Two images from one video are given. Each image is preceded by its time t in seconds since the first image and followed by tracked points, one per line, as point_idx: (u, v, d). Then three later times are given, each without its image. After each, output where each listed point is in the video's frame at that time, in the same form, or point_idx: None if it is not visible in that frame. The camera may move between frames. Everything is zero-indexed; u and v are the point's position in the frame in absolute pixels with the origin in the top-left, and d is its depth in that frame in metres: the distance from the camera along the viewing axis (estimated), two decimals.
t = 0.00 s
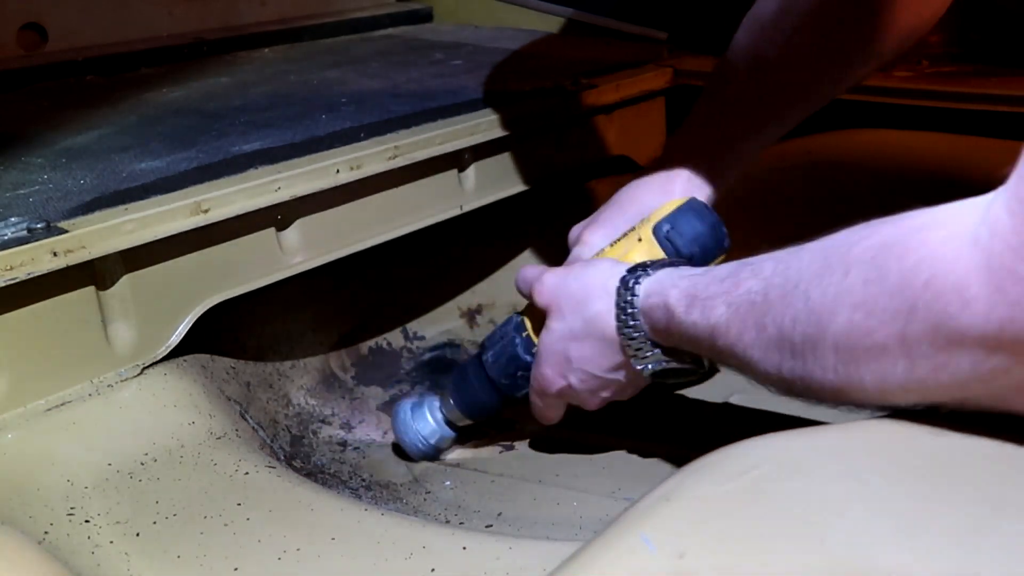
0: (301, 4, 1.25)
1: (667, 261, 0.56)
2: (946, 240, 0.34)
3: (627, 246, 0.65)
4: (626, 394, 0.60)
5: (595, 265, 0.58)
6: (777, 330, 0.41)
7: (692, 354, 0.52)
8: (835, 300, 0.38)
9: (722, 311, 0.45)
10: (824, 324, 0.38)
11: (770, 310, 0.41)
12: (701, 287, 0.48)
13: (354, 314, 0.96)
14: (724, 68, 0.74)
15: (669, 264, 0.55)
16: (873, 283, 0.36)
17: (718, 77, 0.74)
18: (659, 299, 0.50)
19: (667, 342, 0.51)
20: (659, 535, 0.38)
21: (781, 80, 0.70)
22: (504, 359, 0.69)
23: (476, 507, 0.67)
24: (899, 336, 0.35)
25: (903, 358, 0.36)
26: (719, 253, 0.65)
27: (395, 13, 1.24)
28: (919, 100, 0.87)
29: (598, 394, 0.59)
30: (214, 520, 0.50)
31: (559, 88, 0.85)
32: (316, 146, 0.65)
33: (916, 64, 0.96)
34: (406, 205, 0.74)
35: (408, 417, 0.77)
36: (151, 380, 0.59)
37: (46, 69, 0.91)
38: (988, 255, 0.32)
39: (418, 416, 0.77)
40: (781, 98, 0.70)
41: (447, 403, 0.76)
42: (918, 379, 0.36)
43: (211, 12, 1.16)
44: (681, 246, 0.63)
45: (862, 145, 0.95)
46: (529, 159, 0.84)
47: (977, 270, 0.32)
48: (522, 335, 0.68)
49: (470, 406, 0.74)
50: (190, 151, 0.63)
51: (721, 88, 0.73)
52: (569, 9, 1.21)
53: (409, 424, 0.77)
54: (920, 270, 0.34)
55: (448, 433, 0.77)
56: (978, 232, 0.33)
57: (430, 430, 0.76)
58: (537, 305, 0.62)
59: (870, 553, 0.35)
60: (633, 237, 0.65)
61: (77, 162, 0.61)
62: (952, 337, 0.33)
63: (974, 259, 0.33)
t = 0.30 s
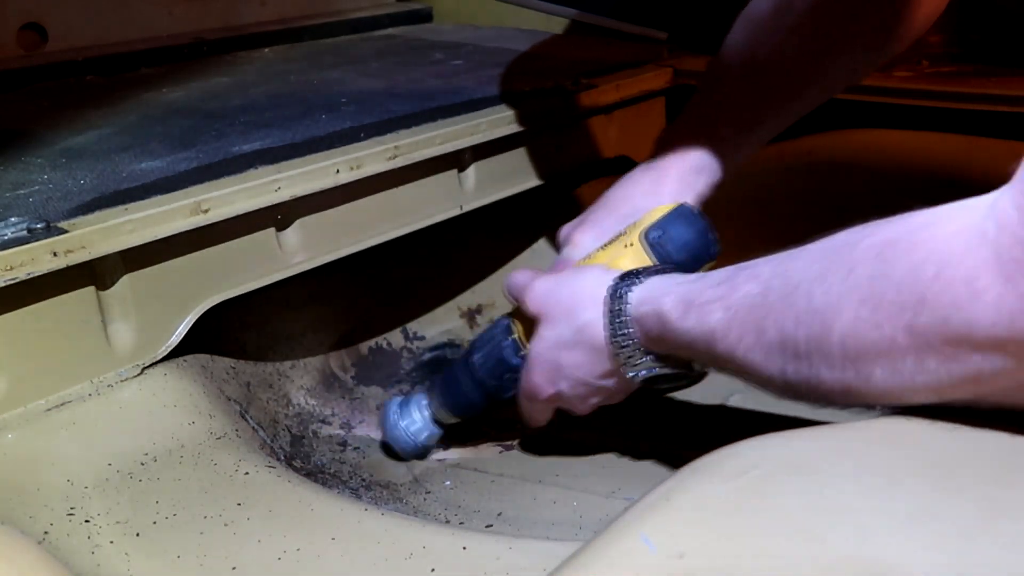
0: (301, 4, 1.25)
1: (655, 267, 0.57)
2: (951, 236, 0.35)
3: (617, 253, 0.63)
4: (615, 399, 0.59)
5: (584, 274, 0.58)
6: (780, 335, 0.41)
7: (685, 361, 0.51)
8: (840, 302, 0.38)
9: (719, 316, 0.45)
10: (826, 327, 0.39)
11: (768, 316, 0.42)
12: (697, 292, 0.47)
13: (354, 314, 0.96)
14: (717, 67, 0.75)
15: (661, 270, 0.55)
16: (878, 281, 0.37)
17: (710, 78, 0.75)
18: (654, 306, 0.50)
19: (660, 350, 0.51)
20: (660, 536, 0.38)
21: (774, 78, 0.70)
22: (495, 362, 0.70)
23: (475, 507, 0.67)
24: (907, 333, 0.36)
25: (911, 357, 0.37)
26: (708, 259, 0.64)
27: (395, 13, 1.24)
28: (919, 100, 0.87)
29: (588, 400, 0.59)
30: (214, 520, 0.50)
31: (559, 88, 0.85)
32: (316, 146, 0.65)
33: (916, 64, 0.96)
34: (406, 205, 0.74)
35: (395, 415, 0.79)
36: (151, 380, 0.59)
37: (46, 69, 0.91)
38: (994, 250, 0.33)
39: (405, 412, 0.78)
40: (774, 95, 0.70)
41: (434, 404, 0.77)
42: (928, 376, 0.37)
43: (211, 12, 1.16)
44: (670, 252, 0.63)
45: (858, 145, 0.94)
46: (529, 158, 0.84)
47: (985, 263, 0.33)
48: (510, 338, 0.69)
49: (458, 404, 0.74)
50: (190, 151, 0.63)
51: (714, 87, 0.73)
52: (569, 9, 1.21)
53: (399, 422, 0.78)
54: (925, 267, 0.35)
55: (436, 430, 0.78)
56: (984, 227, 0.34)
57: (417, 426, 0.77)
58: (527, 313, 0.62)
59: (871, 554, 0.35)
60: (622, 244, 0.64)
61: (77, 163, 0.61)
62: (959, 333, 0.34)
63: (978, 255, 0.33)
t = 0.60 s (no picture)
0: (301, 4, 1.25)
1: (627, 275, 0.56)
2: (928, 265, 0.35)
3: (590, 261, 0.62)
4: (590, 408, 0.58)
5: (554, 281, 0.57)
6: (760, 353, 0.41)
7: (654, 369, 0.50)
8: (823, 327, 0.38)
9: (697, 335, 0.44)
10: (808, 352, 0.39)
11: (747, 337, 0.42)
12: (665, 306, 0.47)
13: (354, 313, 0.96)
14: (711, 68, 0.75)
15: (628, 279, 0.54)
16: (857, 310, 0.37)
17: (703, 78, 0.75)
18: (622, 316, 0.49)
19: (632, 359, 0.50)
20: (660, 535, 0.37)
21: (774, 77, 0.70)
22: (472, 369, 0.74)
23: (476, 507, 0.67)
24: (889, 357, 0.36)
25: (898, 382, 0.37)
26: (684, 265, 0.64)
27: (395, 13, 1.24)
28: (919, 100, 0.88)
29: (560, 410, 0.57)
30: (214, 520, 0.50)
31: (558, 87, 0.85)
32: (316, 146, 0.65)
33: (916, 64, 0.96)
34: (406, 204, 0.74)
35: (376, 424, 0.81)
36: (151, 379, 0.59)
37: (46, 69, 0.91)
38: (971, 283, 0.33)
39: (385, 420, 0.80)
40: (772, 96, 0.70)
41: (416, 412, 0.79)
42: (910, 398, 0.37)
43: (211, 12, 1.16)
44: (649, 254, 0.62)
45: (858, 144, 0.95)
46: (528, 158, 0.84)
47: (961, 294, 0.34)
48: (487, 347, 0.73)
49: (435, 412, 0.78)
50: (190, 151, 0.63)
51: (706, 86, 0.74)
52: (569, 9, 1.21)
53: (378, 428, 0.80)
54: (905, 298, 0.35)
55: (410, 437, 0.79)
56: (957, 257, 0.34)
57: (390, 431, 0.79)
58: (499, 322, 0.60)
59: (872, 554, 0.35)
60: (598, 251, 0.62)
61: (77, 162, 0.61)
62: (943, 355, 0.35)
63: (956, 284, 0.34)
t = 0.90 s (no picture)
0: (301, 4, 1.25)
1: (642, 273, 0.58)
2: (944, 245, 0.37)
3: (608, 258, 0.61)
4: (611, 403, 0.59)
5: (568, 280, 0.58)
6: (769, 340, 0.42)
7: (676, 366, 0.52)
8: (834, 308, 0.39)
9: (709, 323, 0.45)
10: (817, 336, 0.40)
11: (756, 324, 0.42)
12: (684, 299, 0.48)
13: (354, 313, 0.96)
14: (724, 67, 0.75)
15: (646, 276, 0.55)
16: (870, 290, 0.38)
17: (718, 76, 0.75)
18: (637, 313, 0.51)
19: (649, 353, 0.51)
20: (660, 536, 0.38)
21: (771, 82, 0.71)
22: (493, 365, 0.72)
23: (476, 507, 0.67)
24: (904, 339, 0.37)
25: (909, 368, 0.38)
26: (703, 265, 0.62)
27: (395, 13, 1.24)
28: (919, 100, 0.87)
29: (575, 407, 0.59)
30: (214, 520, 0.50)
31: (558, 87, 0.85)
32: (316, 147, 0.65)
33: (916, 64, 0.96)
34: (405, 204, 0.74)
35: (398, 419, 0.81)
36: (151, 379, 0.59)
37: (46, 69, 0.91)
38: (991, 263, 0.35)
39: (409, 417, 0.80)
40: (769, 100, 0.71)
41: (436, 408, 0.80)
42: (922, 381, 0.38)
43: (211, 12, 1.16)
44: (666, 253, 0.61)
45: (858, 144, 0.95)
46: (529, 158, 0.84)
47: (979, 272, 0.35)
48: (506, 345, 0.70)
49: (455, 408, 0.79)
50: (190, 151, 0.63)
51: (721, 87, 0.74)
52: (570, 9, 1.21)
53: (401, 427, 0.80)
54: (919, 276, 0.37)
55: (432, 433, 0.79)
56: (973, 237, 0.36)
57: (413, 429, 0.79)
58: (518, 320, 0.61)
59: (872, 554, 0.35)
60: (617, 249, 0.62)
61: (77, 162, 0.61)
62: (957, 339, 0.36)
63: (974, 265, 0.35)
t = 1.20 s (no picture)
0: (301, 4, 1.25)
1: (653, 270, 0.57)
2: (958, 244, 0.37)
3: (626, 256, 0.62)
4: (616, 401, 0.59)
5: (580, 276, 0.57)
6: (782, 337, 0.42)
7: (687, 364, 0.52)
8: (849, 304, 0.40)
9: (722, 319, 0.45)
10: (830, 331, 0.40)
11: (772, 319, 0.43)
12: (692, 295, 0.48)
13: (354, 314, 0.96)
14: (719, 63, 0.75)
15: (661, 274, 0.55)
16: (883, 288, 0.39)
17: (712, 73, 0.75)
18: (652, 309, 0.50)
19: (666, 349, 0.50)
20: (659, 536, 0.38)
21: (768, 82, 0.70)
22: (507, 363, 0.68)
23: (476, 507, 0.67)
24: (920, 334, 0.38)
25: (923, 364, 0.39)
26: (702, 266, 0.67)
27: (394, 13, 1.24)
28: (920, 100, 0.87)
29: (587, 403, 0.58)
30: (214, 520, 0.50)
31: (558, 88, 0.85)
32: (316, 147, 0.65)
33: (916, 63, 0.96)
34: (405, 204, 0.73)
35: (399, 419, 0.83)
36: (151, 380, 0.59)
37: (46, 69, 0.91)
38: (1006, 260, 0.35)
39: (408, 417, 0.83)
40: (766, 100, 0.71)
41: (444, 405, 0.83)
42: (933, 379, 0.39)
43: (211, 12, 1.16)
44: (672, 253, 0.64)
45: (857, 144, 0.94)
46: (528, 158, 0.85)
47: (991, 271, 0.36)
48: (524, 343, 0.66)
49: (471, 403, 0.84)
50: (190, 152, 0.63)
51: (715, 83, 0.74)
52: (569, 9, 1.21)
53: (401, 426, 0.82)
54: (932, 275, 0.37)
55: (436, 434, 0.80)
56: (988, 234, 0.37)
57: (417, 428, 0.81)
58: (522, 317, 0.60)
59: (872, 553, 0.35)
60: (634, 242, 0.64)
61: (77, 162, 0.61)
62: (967, 338, 0.37)
63: (986, 265, 0.36)
